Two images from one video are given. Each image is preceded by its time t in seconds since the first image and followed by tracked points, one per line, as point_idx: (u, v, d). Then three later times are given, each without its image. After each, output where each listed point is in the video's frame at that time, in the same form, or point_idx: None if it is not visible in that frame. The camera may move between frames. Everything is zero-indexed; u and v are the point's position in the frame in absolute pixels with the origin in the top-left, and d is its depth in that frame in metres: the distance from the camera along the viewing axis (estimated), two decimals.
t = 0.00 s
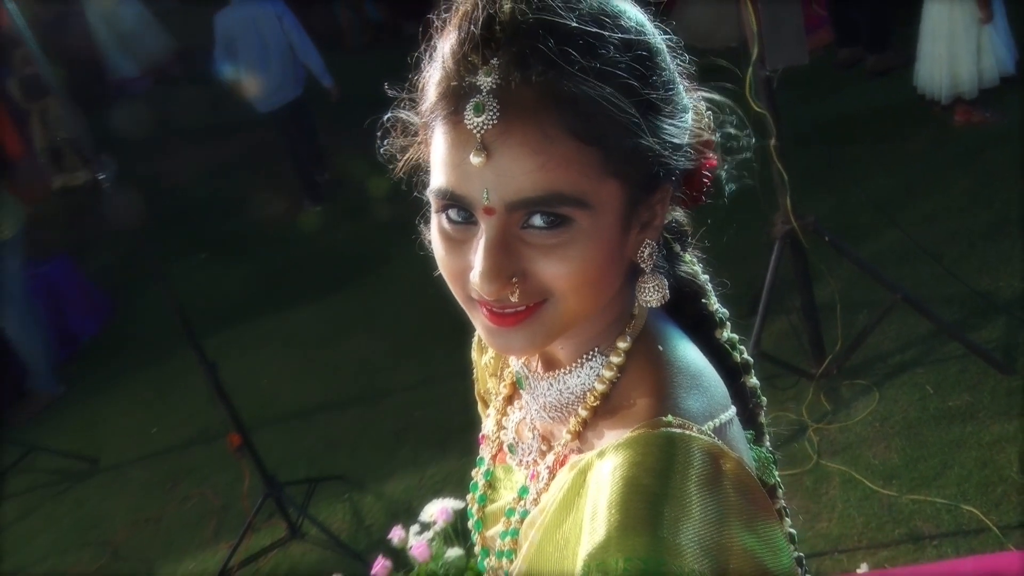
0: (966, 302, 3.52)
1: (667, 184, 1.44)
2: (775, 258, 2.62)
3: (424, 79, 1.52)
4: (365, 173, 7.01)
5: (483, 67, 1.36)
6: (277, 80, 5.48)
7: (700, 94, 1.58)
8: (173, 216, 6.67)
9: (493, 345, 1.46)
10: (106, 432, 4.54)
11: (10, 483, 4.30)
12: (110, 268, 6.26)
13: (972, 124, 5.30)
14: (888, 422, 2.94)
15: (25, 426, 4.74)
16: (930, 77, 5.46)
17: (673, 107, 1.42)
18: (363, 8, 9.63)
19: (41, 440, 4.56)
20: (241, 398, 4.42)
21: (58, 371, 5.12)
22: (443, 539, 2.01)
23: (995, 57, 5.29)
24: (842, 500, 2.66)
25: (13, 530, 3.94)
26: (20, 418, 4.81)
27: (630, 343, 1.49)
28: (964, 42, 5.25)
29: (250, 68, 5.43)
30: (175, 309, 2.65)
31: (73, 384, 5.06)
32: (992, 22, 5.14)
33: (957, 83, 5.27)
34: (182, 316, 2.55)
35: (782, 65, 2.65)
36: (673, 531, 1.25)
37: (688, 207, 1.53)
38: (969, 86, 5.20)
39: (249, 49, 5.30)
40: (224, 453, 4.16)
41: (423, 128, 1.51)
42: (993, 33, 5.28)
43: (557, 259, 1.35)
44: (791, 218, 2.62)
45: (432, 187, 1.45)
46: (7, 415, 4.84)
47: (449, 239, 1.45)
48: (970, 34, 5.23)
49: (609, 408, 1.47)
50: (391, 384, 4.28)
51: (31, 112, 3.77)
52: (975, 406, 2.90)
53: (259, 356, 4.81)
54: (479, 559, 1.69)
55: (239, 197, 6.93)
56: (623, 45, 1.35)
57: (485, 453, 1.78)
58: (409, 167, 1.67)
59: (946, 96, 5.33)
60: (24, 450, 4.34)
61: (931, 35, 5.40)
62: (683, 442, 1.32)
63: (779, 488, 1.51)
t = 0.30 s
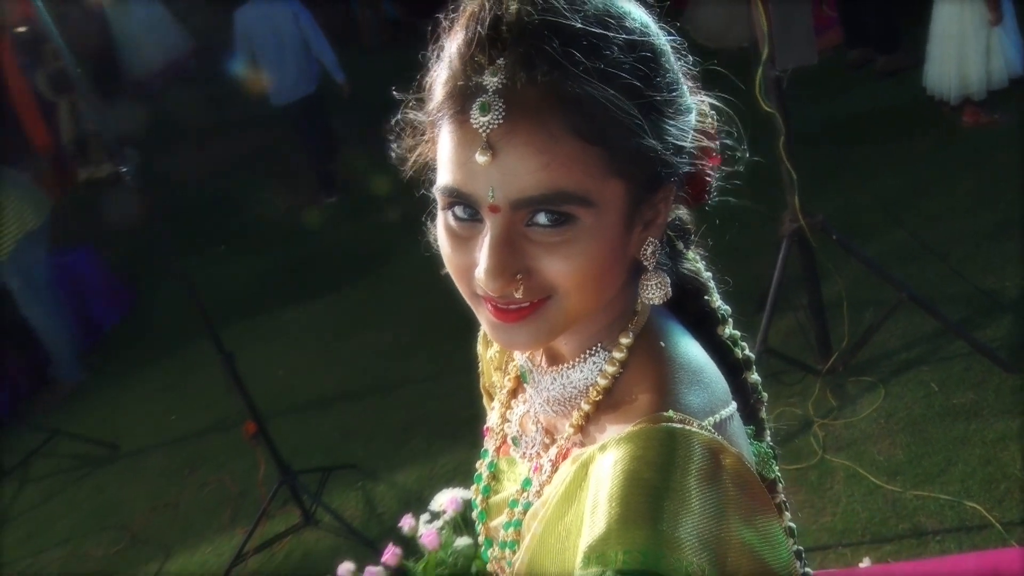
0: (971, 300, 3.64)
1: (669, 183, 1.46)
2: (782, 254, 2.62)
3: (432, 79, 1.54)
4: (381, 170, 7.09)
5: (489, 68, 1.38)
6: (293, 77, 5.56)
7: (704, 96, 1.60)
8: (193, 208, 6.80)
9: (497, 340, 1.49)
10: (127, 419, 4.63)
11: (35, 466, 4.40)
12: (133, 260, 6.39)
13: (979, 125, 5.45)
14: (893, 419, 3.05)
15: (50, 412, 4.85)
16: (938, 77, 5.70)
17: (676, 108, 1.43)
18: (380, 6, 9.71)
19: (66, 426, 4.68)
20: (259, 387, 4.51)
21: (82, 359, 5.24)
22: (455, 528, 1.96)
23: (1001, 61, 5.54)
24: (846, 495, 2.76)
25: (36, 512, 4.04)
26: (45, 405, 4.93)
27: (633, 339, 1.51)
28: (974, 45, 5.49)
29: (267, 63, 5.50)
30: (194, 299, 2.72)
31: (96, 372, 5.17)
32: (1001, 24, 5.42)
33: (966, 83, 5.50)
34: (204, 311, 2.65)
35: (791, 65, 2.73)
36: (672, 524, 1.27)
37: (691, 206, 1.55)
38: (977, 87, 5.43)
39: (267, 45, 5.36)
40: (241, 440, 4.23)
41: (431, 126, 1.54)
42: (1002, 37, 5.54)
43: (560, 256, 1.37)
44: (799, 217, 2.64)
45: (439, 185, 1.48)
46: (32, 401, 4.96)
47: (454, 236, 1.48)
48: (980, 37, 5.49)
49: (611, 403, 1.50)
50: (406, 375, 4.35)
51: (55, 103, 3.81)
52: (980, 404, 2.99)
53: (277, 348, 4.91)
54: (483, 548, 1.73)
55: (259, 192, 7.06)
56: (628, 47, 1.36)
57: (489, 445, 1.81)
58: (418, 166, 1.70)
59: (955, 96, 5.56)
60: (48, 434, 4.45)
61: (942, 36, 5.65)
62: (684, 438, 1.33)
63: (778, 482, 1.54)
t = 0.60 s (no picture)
0: (979, 298, 3.76)
1: (676, 182, 1.47)
2: (793, 251, 2.62)
3: (443, 76, 1.56)
4: (399, 166, 7.20)
5: (498, 67, 1.40)
6: (313, 66, 5.56)
7: (711, 95, 1.62)
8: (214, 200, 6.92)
9: (504, 334, 1.51)
10: (150, 404, 4.74)
11: (62, 449, 4.51)
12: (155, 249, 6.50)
13: (991, 126, 5.54)
14: (900, 415, 3.09)
15: (75, 398, 4.97)
16: (951, 77, 5.69)
17: (682, 107, 1.45)
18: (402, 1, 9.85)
19: (90, 412, 4.79)
20: (279, 376, 4.61)
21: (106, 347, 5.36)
22: (467, 515, 2.10)
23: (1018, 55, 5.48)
24: (853, 489, 2.80)
25: (61, 495, 4.14)
26: (69, 390, 5.06)
27: (638, 334, 1.53)
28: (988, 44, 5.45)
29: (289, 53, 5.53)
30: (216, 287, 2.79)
31: (119, 360, 5.29)
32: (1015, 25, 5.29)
33: (979, 84, 5.51)
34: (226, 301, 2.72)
35: (805, 65, 2.76)
36: (675, 518, 1.29)
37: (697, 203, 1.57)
38: (990, 88, 5.45)
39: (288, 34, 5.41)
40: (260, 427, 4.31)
41: (441, 122, 1.56)
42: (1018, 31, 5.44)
43: (567, 253, 1.39)
44: (811, 214, 2.66)
45: (448, 181, 1.50)
46: (57, 387, 5.08)
47: (463, 231, 1.50)
48: (993, 37, 5.42)
49: (616, 397, 1.52)
50: (422, 367, 4.42)
51: (83, 94, 3.88)
52: (987, 402, 3.03)
53: (295, 340, 5.01)
54: (490, 537, 1.77)
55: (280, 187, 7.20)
56: (635, 48, 1.38)
57: (496, 436, 1.84)
58: (429, 163, 1.73)
59: (968, 96, 5.59)
60: (73, 419, 4.57)
61: (954, 37, 5.60)
62: (686, 431, 1.35)
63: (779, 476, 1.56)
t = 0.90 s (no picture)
0: (980, 299, 3.83)
1: (678, 183, 1.49)
2: (799, 250, 2.64)
3: (450, 76, 1.59)
4: (411, 162, 7.28)
5: (504, 68, 1.43)
6: (331, 58, 5.91)
7: (715, 98, 1.64)
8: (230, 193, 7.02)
9: (508, 331, 1.53)
10: (168, 392, 4.84)
11: (83, 435, 4.61)
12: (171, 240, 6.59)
13: (996, 130, 5.67)
14: (902, 413, 3.14)
15: (97, 385, 5.11)
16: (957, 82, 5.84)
17: (685, 109, 1.47)
18: None
19: (111, 400, 4.90)
20: (294, 367, 4.70)
21: (125, 337, 5.48)
22: (473, 506, 2.12)
23: None
24: (855, 485, 2.84)
25: (81, 479, 4.23)
26: (91, 379, 5.18)
27: (640, 332, 1.55)
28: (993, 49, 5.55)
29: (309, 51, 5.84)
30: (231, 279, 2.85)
31: (138, 350, 5.40)
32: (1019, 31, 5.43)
33: (983, 88, 5.63)
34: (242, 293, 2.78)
35: (812, 68, 2.84)
36: (674, 514, 1.31)
37: (700, 203, 1.59)
38: (994, 92, 5.56)
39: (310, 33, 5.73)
40: (274, 417, 4.38)
41: (448, 122, 1.58)
42: None
43: (570, 251, 1.41)
44: (816, 215, 2.70)
45: (454, 180, 1.52)
46: (77, 379, 5.17)
47: (468, 229, 1.52)
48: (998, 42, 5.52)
49: (619, 393, 1.54)
50: (433, 360, 4.48)
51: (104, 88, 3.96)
52: (988, 402, 3.08)
53: (309, 332, 5.10)
54: (493, 529, 1.80)
55: (295, 183, 7.30)
56: (640, 50, 1.40)
57: (500, 430, 1.87)
58: (436, 162, 1.75)
59: (972, 100, 5.71)
60: (94, 406, 4.67)
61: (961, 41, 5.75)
62: (686, 429, 1.38)
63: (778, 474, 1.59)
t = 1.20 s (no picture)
0: (983, 301, 3.88)
1: (681, 184, 1.51)
2: (806, 248, 2.67)
3: (460, 76, 1.62)
4: (417, 160, 7.33)
5: (513, 69, 1.46)
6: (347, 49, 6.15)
7: (719, 101, 1.67)
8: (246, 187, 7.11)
9: (513, 327, 1.56)
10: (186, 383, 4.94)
11: (105, 422, 4.70)
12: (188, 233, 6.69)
13: (1002, 135, 5.68)
14: (903, 412, 3.21)
15: (118, 373, 5.24)
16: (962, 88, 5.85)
17: (689, 112, 1.50)
18: None
19: (133, 389, 5.00)
20: (308, 358, 4.78)
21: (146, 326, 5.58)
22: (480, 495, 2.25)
23: None
24: (856, 481, 2.92)
25: (102, 465, 4.32)
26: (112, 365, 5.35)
27: (642, 329, 1.58)
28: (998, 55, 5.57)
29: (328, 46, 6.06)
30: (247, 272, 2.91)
31: (160, 340, 5.53)
32: None
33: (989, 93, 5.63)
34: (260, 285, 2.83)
35: (821, 71, 2.89)
36: (673, 508, 1.33)
37: (703, 204, 1.62)
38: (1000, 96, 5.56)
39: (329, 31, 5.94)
40: (289, 407, 4.45)
41: (457, 121, 1.61)
42: None
43: (574, 248, 1.43)
44: (822, 216, 2.74)
45: (462, 179, 1.55)
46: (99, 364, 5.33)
47: (475, 226, 1.55)
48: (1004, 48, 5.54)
49: (621, 389, 1.57)
50: (441, 354, 4.53)
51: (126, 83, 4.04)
52: (989, 403, 3.12)
53: (322, 325, 5.17)
54: (497, 520, 1.84)
55: (306, 181, 7.39)
56: (646, 53, 1.43)
57: (504, 423, 1.91)
58: (445, 160, 1.79)
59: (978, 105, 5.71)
60: (114, 394, 4.77)
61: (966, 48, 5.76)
62: (687, 425, 1.40)
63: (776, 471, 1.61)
